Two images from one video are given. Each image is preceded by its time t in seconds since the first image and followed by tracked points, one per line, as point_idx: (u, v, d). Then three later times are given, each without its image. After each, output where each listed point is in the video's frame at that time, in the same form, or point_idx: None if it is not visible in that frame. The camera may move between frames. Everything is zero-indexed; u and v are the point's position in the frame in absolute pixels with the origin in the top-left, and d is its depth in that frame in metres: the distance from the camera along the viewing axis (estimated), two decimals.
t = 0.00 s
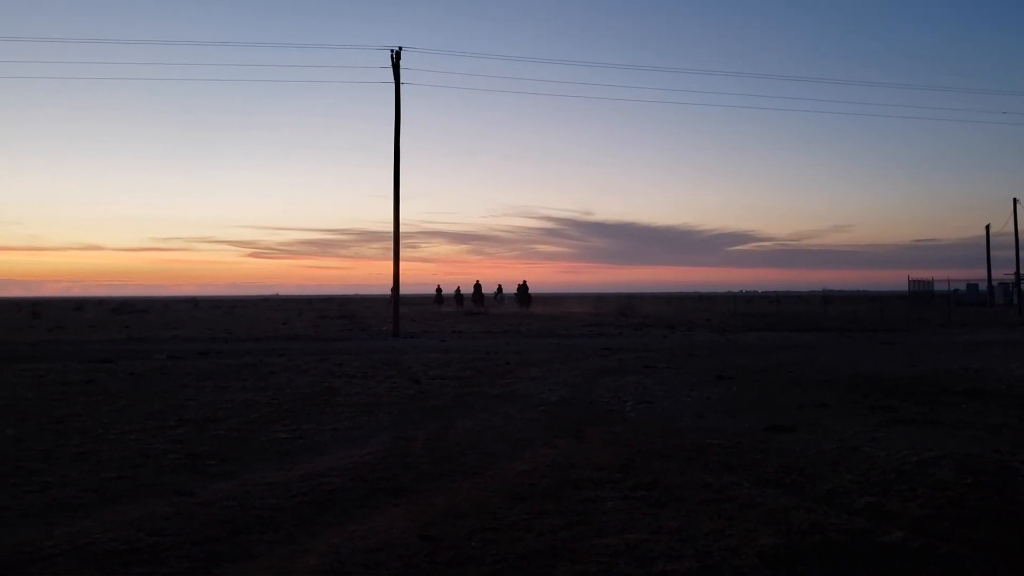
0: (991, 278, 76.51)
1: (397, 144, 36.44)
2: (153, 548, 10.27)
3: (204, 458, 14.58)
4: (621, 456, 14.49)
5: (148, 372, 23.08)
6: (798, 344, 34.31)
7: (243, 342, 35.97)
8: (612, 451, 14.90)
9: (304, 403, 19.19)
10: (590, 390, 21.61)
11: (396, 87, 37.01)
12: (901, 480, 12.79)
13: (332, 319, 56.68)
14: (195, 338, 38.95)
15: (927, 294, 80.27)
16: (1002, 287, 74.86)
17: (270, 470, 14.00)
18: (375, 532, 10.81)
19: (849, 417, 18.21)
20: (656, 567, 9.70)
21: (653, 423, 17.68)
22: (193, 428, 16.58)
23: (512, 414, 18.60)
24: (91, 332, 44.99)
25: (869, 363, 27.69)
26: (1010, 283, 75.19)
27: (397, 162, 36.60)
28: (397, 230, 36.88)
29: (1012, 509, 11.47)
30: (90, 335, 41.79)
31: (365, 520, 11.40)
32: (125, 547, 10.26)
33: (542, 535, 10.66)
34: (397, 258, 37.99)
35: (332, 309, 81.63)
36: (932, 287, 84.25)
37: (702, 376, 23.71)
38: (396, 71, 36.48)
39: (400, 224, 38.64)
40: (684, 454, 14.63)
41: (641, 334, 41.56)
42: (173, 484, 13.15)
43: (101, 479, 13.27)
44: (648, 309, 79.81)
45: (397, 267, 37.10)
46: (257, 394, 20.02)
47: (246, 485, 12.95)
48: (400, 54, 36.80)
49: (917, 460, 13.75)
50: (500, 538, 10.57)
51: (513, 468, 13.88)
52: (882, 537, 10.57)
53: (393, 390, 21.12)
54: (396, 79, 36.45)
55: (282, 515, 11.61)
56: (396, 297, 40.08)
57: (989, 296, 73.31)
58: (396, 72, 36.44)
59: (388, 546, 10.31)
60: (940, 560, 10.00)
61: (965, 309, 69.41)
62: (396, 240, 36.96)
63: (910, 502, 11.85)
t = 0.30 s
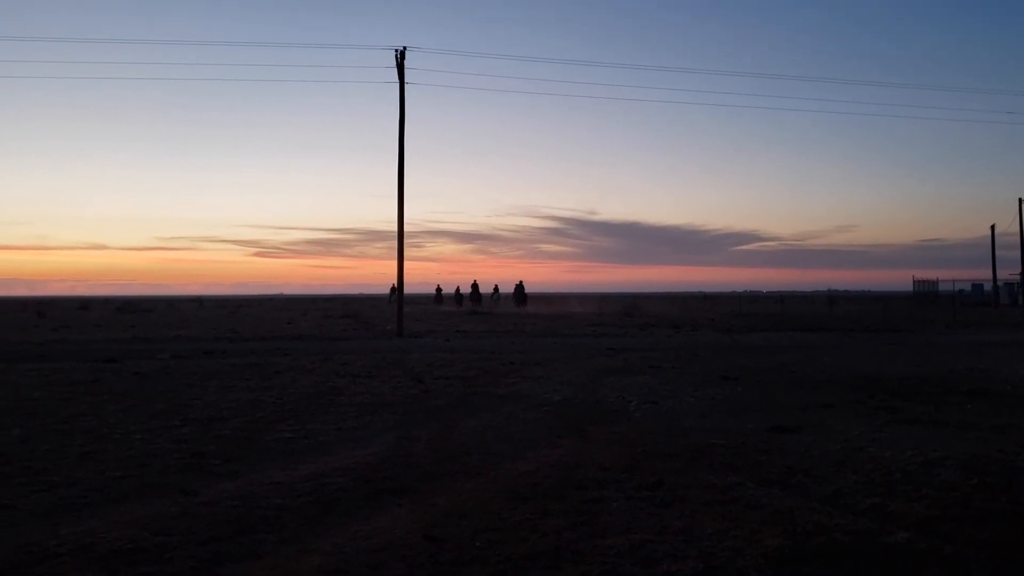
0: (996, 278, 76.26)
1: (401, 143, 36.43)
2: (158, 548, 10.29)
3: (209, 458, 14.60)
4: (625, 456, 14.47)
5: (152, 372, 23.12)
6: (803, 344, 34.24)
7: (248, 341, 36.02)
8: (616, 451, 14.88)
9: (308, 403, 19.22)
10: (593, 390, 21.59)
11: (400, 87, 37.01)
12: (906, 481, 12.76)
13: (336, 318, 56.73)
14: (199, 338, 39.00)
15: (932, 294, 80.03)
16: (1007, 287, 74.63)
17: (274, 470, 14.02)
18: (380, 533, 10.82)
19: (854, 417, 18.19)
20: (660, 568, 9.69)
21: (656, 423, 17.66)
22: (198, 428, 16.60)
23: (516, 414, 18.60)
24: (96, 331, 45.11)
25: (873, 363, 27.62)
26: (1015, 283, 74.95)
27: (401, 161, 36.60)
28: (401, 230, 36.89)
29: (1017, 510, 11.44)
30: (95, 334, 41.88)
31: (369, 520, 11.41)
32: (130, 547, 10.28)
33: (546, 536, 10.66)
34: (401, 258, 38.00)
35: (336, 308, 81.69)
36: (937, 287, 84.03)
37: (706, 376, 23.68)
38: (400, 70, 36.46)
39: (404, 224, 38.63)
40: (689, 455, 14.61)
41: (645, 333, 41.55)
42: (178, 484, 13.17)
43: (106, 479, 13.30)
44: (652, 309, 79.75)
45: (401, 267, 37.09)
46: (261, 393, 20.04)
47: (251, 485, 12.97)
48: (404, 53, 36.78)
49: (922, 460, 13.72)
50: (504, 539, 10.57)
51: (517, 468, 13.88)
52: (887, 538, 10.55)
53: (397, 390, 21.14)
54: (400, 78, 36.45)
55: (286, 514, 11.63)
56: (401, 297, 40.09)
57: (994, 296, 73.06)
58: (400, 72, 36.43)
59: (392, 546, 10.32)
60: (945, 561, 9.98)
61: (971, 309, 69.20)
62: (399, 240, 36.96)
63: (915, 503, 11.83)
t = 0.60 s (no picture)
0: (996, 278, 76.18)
1: (401, 142, 36.40)
2: (159, 547, 10.27)
3: (209, 457, 14.57)
4: (626, 455, 14.44)
5: (152, 370, 23.09)
6: (803, 344, 34.21)
7: (247, 340, 35.98)
8: (617, 451, 14.86)
9: (308, 402, 19.19)
10: (594, 389, 21.56)
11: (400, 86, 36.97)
12: (908, 481, 12.73)
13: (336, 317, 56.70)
14: (199, 336, 38.96)
15: (933, 294, 79.96)
16: (1008, 287, 74.56)
17: (275, 469, 13.99)
18: (380, 532, 10.79)
19: (855, 417, 18.16)
20: (662, 568, 9.66)
21: (657, 423, 17.63)
22: (198, 427, 16.58)
23: (517, 414, 18.57)
24: (96, 329, 45.07)
25: (873, 362, 27.57)
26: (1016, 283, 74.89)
27: (402, 160, 36.57)
28: (401, 229, 36.87)
29: (1019, 510, 11.42)
30: (95, 333, 41.85)
31: (370, 520, 11.39)
32: (131, 546, 10.25)
33: (547, 535, 10.64)
34: (401, 257, 37.97)
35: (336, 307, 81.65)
36: (937, 286, 83.97)
37: (707, 375, 23.65)
38: (400, 69, 36.41)
39: (404, 223, 38.58)
40: (690, 455, 14.57)
41: (645, 333, 41.52)
42: (178, 483, 13.14)
43: (107, 477, 13.28)
44: (652, 308, 79.73)
45: (401, 266, 37.07)
46: (261, 392, 20.02)
47: (251, 484, 12.94)
48: (404, 52, 36.73)
49: (923, 460, 13.69)
50: (505, 538, 10.54)
51: (517, 468, 13.85)
52: (889, 539, 10.52)
53: (397, 389, 21.12)
54: (400, 77, 36.41)
55: (287, 514, 11.60)
56: (401, 296, 40.06)
57: (995, 296, 72.96)
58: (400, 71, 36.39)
59: (393, 545, 10.29)
60: (947, 560, 9.95)
61: (971, 309, 69.15)
62: (399, 240, 36.93)
63: (917, 503, 11.80)
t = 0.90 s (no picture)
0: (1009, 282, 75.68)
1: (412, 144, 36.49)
2: (170, 548, 10.30)
3: (219, 459, 14.62)
4: (636, 459, 14.43)
5: (163, 372, 23.17)
6: (815, 347, 34.06)
7: (258, 342, 36.07)
8: (626, 453, 14.85)
9: (318, 404, 19.24)
10: (603, 392, 21.53)
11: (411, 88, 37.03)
12: (919, 485, 12.68)
13: (346, 320, 56.74)
14: (209, 338, 39.06)
15: (944, 297, 79.47)
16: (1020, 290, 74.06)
17: (285, 471, 14.03)
18: (390, 534, 10.81)
19: (865, 420, 18.08)
20: (671, 571, 9.65)
21: (667, 426, 17.59)
22: (208, 429, 16.63)
23: (526, 416, 18.56)
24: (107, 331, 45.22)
25: (884, 366, 27.45)
26: None
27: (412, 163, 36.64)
28: (411, 232, 36.92)
29: None
30: (107, 335, 42.00)
31: (380, 522, 11.41)
32: (141, 547, 10.29)
33: (556, 538, 10.63)
34: (411, 259, 38.02)
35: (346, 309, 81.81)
36: (949, 290, 83.50)
37: (717, 379, 23.59)
38: (411, 72, 36.52)
39: (414, 225, 38.62)
40: (700, 458, 14.55)
41: (655, 336, 41.44)
42: (189, 484, 13.19)
43: (117, 478, 13.34)
44: (662, 311, 79.59)
45: (411, 269, 37.13)
46: (271, 394, 20.07)
47: (261, 486, 12.97)
48: (415, 55, 36.80)
49: (935, 464, 13.62)
50: (514, 541, 10.53)
51: (527, 470, 13.84)
52: (900, 543, 10.48)
53: (406, 391, 21.14)
54: (411, 80, 36.50)
55: (297, 515, 11.63)
56: (411, 299, 40.11)
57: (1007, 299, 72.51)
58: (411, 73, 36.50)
59: (402, 548, 10.31)
60: (959, 565, 9.90)
61: (983, 312, 68.72)
62: (409, 242, 37.00)
63: (928, 507, 11.75)
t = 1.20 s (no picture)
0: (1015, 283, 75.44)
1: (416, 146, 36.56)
2: (176, 549, 10.34)
3: (225, 461, 14.66)
4: (641, 460, 14.44)
5: (169, 374, 23.22)
6: (820, 348, 34.01)
7: (263, 344, 36.13)
8: (632, 455, 14.85)
9: (324, 406, 19.27)
10: (608, 394, 21.52)
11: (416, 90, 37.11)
12: (925, 486, 12.66)
13: (351, 322, 56.78)
14: (215, 341, 39.14)
15: (950, 298, 79.28)
16: None
17: (291, 472, 14.06)
18: (396, 536, 10.83)
19: (871, 422, 18.05)
20: (677, 572, 9.66)
21: (672, 427, 17.59)
22: (214, 431, 16.67)
23: (532, 418, 18.57)
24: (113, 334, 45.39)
25: (890, 367, 27.40)
26: None
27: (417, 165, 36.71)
28: (416, 234, 36.97)
29: None
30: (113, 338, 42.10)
31: (386, 523, 11.43)
32: (148, 549, 10.33)
33: (562, 539, 10.64)
34: (416, 262, 38.07)
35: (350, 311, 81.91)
36: (954, 291, 83.29)
37: (723, 380, 23.58)
38: (416, 74, 36.60)
39: (419, 228, 38.66)
40: (706, 459, 14.55)
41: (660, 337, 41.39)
42: (195, 486, 13.23)
43: (124, 480, 13.38)
44: (667, 312, 79.53)
45: (416, 271, 37.18)
46: (277, 396, 20.12)
47: (268, 488, 13.01)
48: (419, 58, 36.88)
49: (941, 465, 13.59)
50: (520, 542, 10.55)
51: (532, 472, 13.85)
52: (906, 544, 10.47)
53: (412, 393, 21.17)
54: (415, 82, 36.57)
55: (302, 517, 11.66)
56: (416, 301, 40.17)
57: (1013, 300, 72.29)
58: (415, 76, 36.58)
59: (408, 549, 10.33)
60: (966, 565, 9.89)
61: (989, 313, 68.51)
62: (414, 244, 37.05)
63: (934, 508, 11.74)
